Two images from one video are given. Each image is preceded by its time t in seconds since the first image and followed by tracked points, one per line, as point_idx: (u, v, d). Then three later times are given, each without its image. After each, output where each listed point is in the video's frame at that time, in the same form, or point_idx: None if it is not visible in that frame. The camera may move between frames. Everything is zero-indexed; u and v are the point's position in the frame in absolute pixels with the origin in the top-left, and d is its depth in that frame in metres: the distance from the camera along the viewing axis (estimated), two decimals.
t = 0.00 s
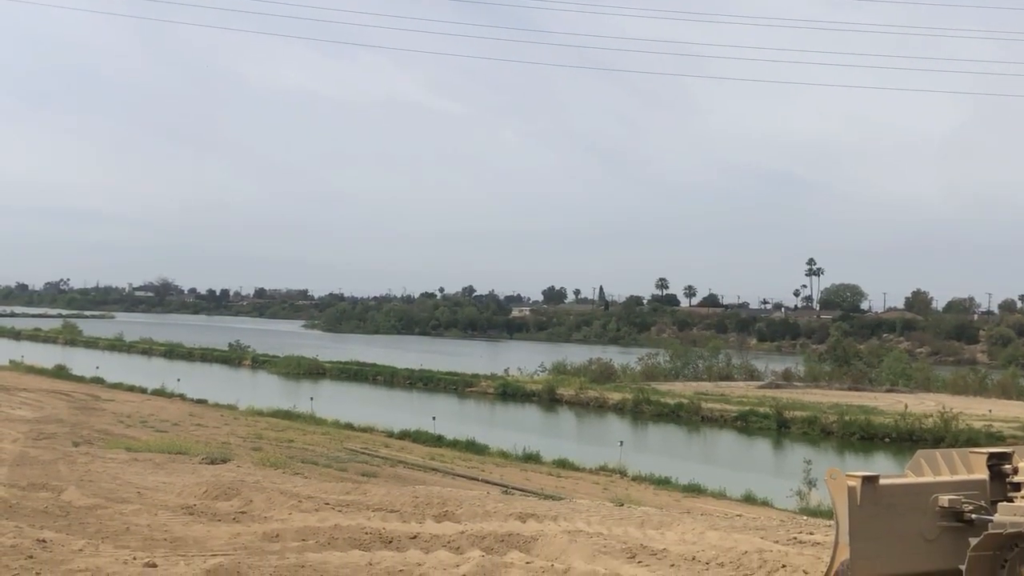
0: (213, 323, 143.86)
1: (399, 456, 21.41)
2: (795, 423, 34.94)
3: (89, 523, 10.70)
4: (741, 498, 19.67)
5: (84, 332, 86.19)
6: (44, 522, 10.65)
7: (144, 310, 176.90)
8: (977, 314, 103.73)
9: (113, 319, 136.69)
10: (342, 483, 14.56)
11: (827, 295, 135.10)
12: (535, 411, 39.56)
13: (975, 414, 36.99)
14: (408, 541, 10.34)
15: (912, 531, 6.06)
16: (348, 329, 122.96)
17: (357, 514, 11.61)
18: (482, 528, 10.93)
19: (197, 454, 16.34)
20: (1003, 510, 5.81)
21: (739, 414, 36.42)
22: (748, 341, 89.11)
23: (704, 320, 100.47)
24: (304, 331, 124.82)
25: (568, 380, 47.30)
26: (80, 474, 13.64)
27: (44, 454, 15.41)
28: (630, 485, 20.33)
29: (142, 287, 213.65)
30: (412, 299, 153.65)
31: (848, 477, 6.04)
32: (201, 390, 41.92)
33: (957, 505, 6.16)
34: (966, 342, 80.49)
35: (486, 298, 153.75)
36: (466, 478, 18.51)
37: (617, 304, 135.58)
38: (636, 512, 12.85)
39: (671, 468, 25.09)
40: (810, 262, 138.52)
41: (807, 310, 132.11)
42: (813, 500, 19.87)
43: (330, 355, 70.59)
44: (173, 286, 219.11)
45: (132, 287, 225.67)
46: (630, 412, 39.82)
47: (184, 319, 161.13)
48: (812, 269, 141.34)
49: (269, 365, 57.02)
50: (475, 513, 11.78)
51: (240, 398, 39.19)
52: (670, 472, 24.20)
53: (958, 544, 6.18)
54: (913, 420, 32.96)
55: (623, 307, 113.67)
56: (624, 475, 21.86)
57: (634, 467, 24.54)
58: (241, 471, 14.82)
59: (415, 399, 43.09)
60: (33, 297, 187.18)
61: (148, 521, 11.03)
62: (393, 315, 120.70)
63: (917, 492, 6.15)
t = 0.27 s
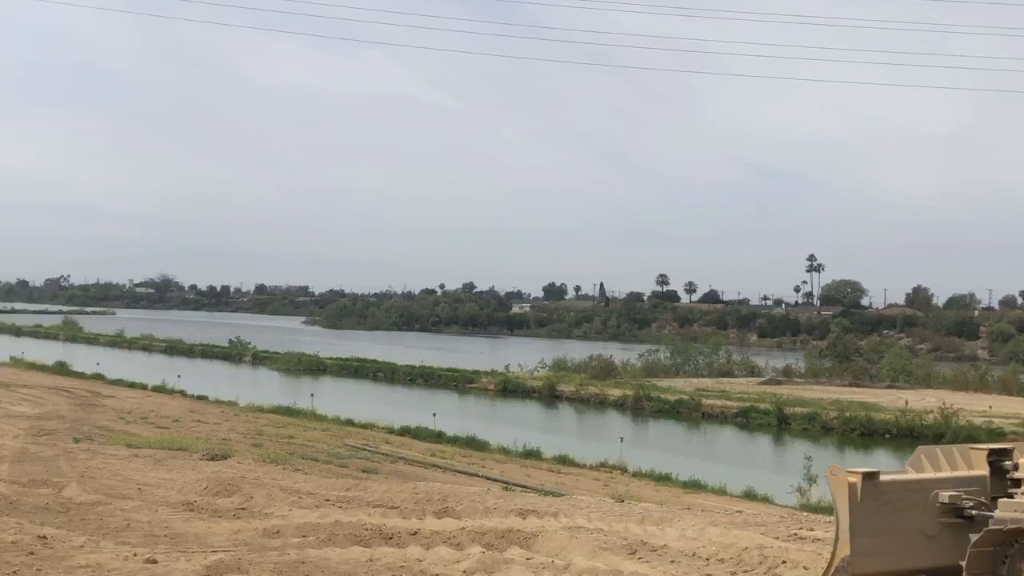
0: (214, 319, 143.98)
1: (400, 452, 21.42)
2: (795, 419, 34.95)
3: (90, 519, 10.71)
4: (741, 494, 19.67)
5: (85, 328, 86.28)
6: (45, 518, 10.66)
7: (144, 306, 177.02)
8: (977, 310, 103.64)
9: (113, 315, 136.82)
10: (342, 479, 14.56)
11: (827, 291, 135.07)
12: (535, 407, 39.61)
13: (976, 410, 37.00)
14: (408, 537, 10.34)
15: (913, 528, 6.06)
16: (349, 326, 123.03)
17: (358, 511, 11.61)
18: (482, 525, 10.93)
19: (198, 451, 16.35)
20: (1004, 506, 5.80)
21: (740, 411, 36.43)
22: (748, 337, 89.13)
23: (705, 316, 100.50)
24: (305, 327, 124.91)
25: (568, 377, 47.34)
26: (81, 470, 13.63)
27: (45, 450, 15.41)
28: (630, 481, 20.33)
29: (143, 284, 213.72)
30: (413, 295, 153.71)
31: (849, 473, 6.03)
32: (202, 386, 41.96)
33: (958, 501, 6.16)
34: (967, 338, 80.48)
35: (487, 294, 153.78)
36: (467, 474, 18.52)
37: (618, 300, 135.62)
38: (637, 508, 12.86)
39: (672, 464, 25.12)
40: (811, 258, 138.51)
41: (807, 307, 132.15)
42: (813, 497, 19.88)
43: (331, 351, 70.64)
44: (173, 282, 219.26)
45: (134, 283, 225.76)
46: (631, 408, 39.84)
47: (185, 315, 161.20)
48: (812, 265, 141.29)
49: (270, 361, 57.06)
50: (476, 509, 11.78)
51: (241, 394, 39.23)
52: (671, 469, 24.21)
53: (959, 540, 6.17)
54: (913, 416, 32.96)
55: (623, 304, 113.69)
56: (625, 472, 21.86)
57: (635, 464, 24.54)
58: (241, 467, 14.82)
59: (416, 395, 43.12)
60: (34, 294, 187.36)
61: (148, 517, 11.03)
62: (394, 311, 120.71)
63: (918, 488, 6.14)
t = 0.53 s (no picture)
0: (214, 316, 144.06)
1: (401, 449, 21.42)
2: (795, 415, 34.97)
3: (90, 516, 10.72)
4: (742, 491, 19.66)
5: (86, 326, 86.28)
6: (46, 515, 10.66)
7: (145, 303, 177.06)
8: (978, 306, 103.58)
9: (114, 313, 136.89)
10: (343, 476, 14.58)
11: (827, 288, 135.06)
12: (536, 404, 39.64)
13: (976, 406, 37.01)
14: (408, 534, 10.35)
15: (912, 525, 6.07)
16: (349, 323, 123.07)
17: (359, 507, 11.62)
18: (483, 521, 10.94)
19: (198, 447, 16.34)
20: (1004, 503, 5.80)
21: (740, 407, 36.42)
22: (749, 333, 89.12)
23: (705, 312, 100.54)
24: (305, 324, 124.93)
25: (569, 373, 47.35)
26: (82, 467, 13.65)
27: (46, 447, 15.43)
28: (630, 477, 20.34)
29: (143, 281, 213.98)
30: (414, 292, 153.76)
31: (849, 470, 6.02)
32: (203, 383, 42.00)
33: (958, 497, 6.15)
34: (967, 334, 80.47)
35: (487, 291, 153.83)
36: (467, 471, 18.54)
37: (618, 297, 135.78)
38: (637, 505, 12.88)
39: (673, 461, 25.11)
40: (811, 255, 138.52)
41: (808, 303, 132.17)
42: (813, 493, 19.88)
43: (331, 348, 70.64)
44: (174, 279, 219.37)
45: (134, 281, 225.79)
46: (631, 405, 39.84)
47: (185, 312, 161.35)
48: (812, 261, 141.16)
49: (270, 358, 57.10)
50: (476, 505, 11.78)
51: (242, 391, 39.26)
52: (671, 465, 24.21)
53: (959, 538, 6.19)
54: (914, 413, 32.97)
55: (623, 300, 113.73)
56: (625, 468, 21.85)
57: (635, 461, 24.54)
58: (242, 464, 14.83)
59: (416, 392, 43.13)
60: (35, 291, 187.56)
61: (150, 514, 11.06)
62: (394, 308, 120.73)
63: (917, 484, 6.15)
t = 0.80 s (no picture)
0: (214, 314, 144.03)
1: (401, 447, 21.43)
2: (795, 414, 34.96)
3: (91, 514, 10.72)
4: (742, 488, 19.66)
5: (86, 324, 86.26)
6: (46, 513, 10.66)
7: (145, 301, 176.97)
8: (978, 304, 103.58)
9: (114, 311, 136.70)
10: (343, 473, 14.59)
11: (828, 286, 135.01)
12: (536, 402, 39.65)
13: (976, 404, 36.97)
14: (409, 532, 10.36)
15: (913, 522, 6.06)
16: (350, 321, 123.06)
17: (359, 506, 11.62)
18: (483, 518, 10.95)
19: (199, 445, 16.35)
20: (1003, 501, 5.81)
21: (740, 405, 36.41)
22: (749, 331, 89.11)
23: (705, 310, 100.51)
24: (306, 322, 124.91)
25: (569, 371, 47.32)
26: (82, 465, 13.65)
27: (46, 445, 15.42)
28: (630, 476, 20.35)
29: (143, 279, 213.87)
30: (414, 290, 153.64)
31: (849, 468, 6.03)
32: (203, 381, 41.96)
33: (958, 495, 6.16)
34: (967, 332, 80.42)
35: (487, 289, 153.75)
36: (468, 469, 18.54)
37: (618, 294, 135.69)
38: (637, 503, 12.87)
39: (673, 459, 25.09)
40: (812, 253, 138.54)
41: (808, 301, 132.16)
42: (814, 491, 19.88)
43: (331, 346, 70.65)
44: (174, 277, 219.52)
45: (134, 279, 225.60)
46: (631, 403, 39.83)
47: (185, 310, 161.26)
48: (812, 260, 141.10)
49: (271, 356, 57.06)
50: (476, 503, 11.80)
51: (242, 389, 39.24)
52: (671, 463, 24.21)
53: (959, 535, 6.19)
54: (914, 411, 32.97)
55: (624, 298, 113.60)
56: (625, 466, 21.86)
57: (636, 458, 24.54)
58: (242, 462, 14.83)
59: (417, 390, 43.11)
60: (35, 289, 187.57)
61: (150, 512, 11.05)
62: (394, 306, 120.71)
63: (918, 482, 6.14)
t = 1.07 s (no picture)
0: (214, 314, 144.05)
1: (401, 446, 21.43)
2: (796, 413, 34.96)
3: (90, 514, 10.73)
4: (742, 488, 19.64)
5: (85, 323, 86.27)
6: (46, 513, 10.66)
7: (144, 300, 176.84)
8: (978, 304, 103.57)
9: (113, 310, 136.59)
10: (343, 473, 14.59)
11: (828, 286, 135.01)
12: (536, 401, 39.64)
13: (977, 403, 36.96)
14: (409, 531, 10.36)
15: (912, 522, 6.06)
16: (350, 320, 123.04)
17: (359, 505, 11.61)
18: (483, 518, 10.95)
19: (199, 445, 16.33)
20: (1004, 500, 5.81)
21: (740, 405, 36.41)
22: (749, 331, 89.11)
23: (705, 310, 100.50)
24: (306, 322, 124.88)
25: (569, 371, 47.30)
26: (83, 465, 13.64)
27: (46, 445, 15.41)
28: (631, 475, 20.33)
29: (143, 279, 213.91)
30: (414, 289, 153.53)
31: (849, 467, 6.02)
32: (203, 381, 41.93)
33: (959, 494, 6.15)
34: (968, 332, 80.38)
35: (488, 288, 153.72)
36: (468, 469, 18.52)
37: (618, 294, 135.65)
38: (637, 503, 12.85)
39: (673, 458, 25.06)
40: (811, 252, 138.57)
41: (808, 301, 132.18)
42: (814, 491, 19.88)
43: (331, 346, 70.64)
44: (174, 277, 219.49)
45: (134, 279, 225.53)
46: (631, 402, 39.83)
47: (185, 309, 161.21)
48: (812, 260, 141.01)
49: (271, 356, 57.05)
50: (476, 503, 11.79)
51: (242, 389, 39.23)
52: (672, 463, 24.19)
53: (959, 534, 6.18)
54: (914, 410, 32.97)
55: (624, 298, 113.53)
56: (625, 466, 21.85)
57: (636, 458, 24.52)
58: (242, 461, 14.82)
59: (417, 389, 43.10)
60: (35, 289, 187.56)
61: (151, 511, 11.05)
62: (395, 305, 120.70)
63: (918, 481, 6.13)
